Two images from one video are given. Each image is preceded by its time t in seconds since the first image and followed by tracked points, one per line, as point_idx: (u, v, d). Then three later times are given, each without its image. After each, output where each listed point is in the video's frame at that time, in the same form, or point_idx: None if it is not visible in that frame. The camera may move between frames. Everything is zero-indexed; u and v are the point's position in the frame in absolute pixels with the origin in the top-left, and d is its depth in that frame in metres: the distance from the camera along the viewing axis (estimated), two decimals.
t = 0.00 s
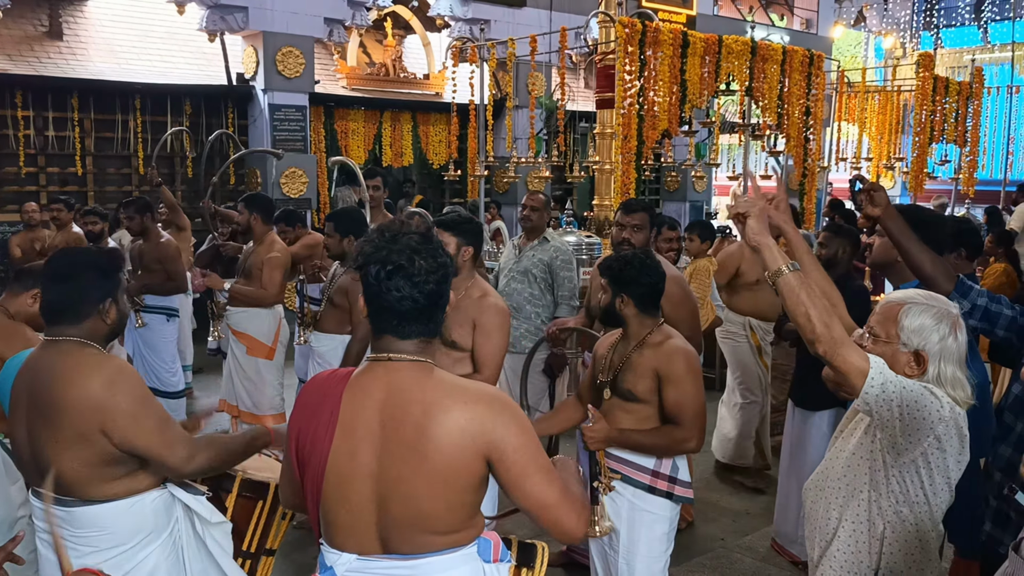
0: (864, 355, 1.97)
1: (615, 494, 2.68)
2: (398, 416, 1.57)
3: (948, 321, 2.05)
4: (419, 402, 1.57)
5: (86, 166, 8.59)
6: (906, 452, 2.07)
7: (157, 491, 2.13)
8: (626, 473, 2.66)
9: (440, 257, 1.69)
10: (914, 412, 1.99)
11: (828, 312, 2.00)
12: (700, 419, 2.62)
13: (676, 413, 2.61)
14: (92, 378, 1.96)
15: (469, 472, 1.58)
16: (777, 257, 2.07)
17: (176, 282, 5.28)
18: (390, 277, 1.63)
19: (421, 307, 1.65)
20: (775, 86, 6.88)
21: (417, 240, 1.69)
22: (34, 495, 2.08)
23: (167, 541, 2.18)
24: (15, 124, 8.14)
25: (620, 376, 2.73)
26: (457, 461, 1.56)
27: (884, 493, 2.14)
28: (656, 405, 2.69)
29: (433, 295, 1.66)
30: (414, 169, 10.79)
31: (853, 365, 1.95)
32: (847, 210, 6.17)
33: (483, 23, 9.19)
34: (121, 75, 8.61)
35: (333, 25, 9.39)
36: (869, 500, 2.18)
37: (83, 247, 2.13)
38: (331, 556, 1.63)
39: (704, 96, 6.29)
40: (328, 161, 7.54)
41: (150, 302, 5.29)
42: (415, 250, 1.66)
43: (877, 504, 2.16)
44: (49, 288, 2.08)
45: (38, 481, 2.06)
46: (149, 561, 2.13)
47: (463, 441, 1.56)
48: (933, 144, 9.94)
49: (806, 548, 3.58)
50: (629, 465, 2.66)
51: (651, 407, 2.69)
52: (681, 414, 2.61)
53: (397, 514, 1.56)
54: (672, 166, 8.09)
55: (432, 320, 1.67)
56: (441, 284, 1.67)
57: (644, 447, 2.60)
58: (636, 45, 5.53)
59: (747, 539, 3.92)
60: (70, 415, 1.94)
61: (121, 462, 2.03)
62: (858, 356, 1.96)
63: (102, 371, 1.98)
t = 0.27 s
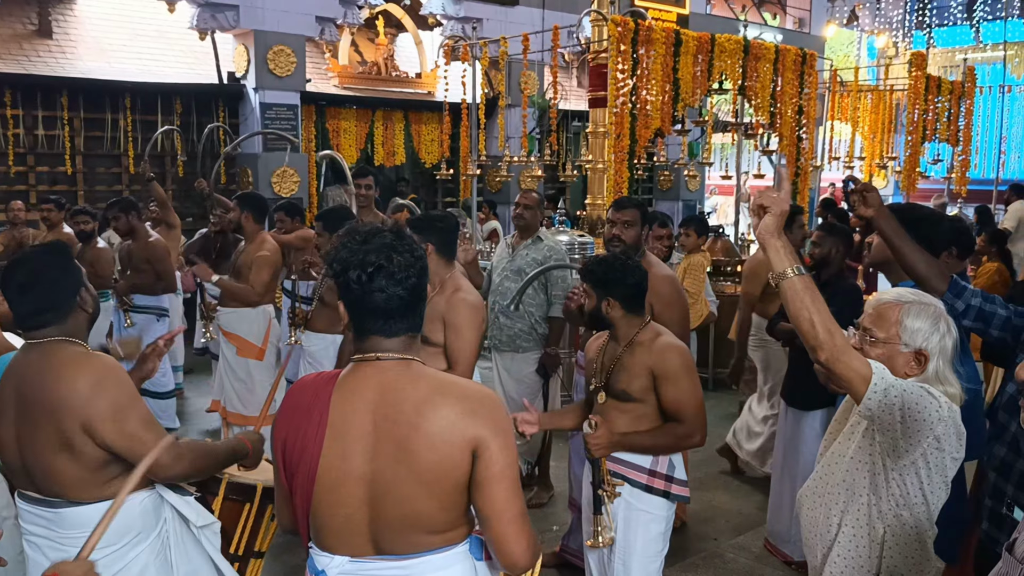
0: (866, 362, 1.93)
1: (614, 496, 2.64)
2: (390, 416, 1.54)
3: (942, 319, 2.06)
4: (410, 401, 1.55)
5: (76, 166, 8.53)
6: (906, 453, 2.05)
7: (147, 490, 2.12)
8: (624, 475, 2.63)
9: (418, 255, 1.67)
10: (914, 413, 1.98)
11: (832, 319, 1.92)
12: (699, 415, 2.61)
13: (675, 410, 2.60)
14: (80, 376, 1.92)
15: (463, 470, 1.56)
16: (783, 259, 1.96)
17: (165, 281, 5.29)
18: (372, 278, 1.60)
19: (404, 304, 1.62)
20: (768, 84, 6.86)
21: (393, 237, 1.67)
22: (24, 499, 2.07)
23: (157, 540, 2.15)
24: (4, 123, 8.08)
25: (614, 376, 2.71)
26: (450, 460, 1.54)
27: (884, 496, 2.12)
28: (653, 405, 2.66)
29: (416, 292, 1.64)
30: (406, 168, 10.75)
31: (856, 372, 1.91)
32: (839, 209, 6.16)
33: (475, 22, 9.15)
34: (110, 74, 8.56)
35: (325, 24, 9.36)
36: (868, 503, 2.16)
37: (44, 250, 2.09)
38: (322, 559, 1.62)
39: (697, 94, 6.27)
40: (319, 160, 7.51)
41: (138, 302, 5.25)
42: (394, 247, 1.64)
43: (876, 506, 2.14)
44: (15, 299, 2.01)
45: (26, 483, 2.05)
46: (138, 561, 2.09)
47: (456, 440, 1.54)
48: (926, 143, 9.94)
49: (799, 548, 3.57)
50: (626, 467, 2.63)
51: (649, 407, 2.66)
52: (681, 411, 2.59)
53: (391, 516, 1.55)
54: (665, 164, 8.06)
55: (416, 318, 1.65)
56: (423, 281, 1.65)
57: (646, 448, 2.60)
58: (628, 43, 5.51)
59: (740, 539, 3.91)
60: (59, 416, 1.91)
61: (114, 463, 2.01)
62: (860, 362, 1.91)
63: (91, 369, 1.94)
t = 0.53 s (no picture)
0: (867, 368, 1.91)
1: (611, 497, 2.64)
2: (373, 414, 1.53)
3: (937, 319, 2.05)
4: (392, 399, 1.54)
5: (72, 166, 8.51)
6: (904, 456, 2.04)
7: (130, 494, 2.08)
8: (620, 475, 2.63)
9: (403, 252, 1.66)
10: (910, 416, 1.97)
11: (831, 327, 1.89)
12: (694, 414, 2.58)
13: (671, 409, 2.58)
14: (66, 377, 1.92)
15: (448, 468, 1.55)
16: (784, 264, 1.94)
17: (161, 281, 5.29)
18: (355, 274, 1.59)
19: (388, 302, 1.61)
20: (765, 84, 6.86)
21: (376, 234, 1.66)
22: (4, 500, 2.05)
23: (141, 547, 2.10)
24: None
25: (609, 375, 2.70)
26: (436, 458, 1.53)
27: (881, 499, 2.11)
28: (649, 404, 2.65)
29: (399, 290, 1.63)
30: (403, 168, 10.74)
31: (854, 379, 1.90)
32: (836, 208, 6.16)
33: (473, 22, 9.15)
34: (106, 73, 8.54)
35: (322, 23, 9.35)
36: (865, 505, 2.15)
37: (42, 246, 2.09)
38: (304, 559, 1.58)
39: (694, 94, 6.26)
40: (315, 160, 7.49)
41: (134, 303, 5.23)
42: (376, 245, 1.64)
43: (873, 509, 2.13)
44: (6, 296, 2.01)
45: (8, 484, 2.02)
46: (121, 566, 2.04)
47: (441, 438, 1.53)
48: (923, 142, 9.95)
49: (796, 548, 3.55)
50: (622, 467, 2.63)
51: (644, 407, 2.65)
52: (677, 412, 2.57)
53: (374, 514, 1.52)
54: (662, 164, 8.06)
55: (400, 316, 1.65)
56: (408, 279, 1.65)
57: (640, 449, 2.59)
58: (626, 42, 5.49)
59: (737, 539, 3.89)
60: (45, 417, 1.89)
61: (95, 465, 2.00)
62: (860, 370, 1.90)
63: (74, 370, 1.94)
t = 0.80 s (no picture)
0: (849, 369, 1.93)
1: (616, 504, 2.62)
2: (359, 412, 1.52)
3: (931, 324, 2.03)
4: (379, 398, 1.53)
5: (66, 166, 8.50)
6: (894, 459, 2.04)
7: (127, 504, 2.09)
8: (621, 481, 2.61)
9: (391, 254, 1.67)
10: (898, 420, 1.96)
11: (813, 329, 1.90)
12: (697, 420, 2.58)
13: (673, 413, 2.57)
14: (70, 377, 1.93)
15: (433, 467, 1.54)
16: (766, 269, 1.97)
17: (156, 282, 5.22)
18: (341, 278, 1.59)
19: (375, 301, 1.61)
20: (760, 85, 6.86)
21: (365, 235, 1.67)
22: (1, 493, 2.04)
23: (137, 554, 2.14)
24: None
25: (610, 380, 2.69)
26: (420, 457, 1.52)
27: (872, 501, 2.10)
28: (651, 408, 2.64)
29: (388, 290, 1.64)
30: (399, 168, 10.73)
31: (837, 383, 1.90)
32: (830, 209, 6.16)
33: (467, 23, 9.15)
34: (100, 73, 8.53)
35: (317, 23, 9.34)
36: (857, 508, 2.14)
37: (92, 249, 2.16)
38: (288, 559, 1.57)
39: (690, 95, 6.25)
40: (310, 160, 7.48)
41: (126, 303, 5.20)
42: (364, 245, 1.64)
43: (864, 512, 2.12)
44: (44, 285, 2.07)
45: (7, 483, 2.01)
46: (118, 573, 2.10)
47: (426, 438, 1.52)
48: (918, 143, 9.95)
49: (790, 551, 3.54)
50: (623, 473, 2.61)
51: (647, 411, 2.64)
52: (680, 414, 2.57)
53: (357, 514, 1.50)
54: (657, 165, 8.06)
55: (389, 316, 1.64)
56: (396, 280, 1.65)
57: (645, 455, 2.56)
58: (621, 43, 5.48)
59: (731, 542, 3.89)
60: (51, 416, 1.89)
61: (99, 469, 2.02)
62: (842, 372, 1.90)
63: (81, 372, 1.95)
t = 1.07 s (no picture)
0: (837, 366, 1.94)
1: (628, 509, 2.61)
2: (360, 405, 1.53)
3: (928, 326, 2.02)
4: (381, 392, 1.54)
5: (60, 166, 8.46)
6: (884, 460, 2.03)
7: (162, 507, 2.18)
8: (629, 487, 2.59)
9: (403, 255, 1.70)
10: (890, 420, 1.95)
11: (795, 325, 1.96)
12: (706, 424, 2.59)
13: (683, 419, 2.58)
14: (131, 381, 2.02)
15: (431, 462, 1.55)
16: (743, 269, 2.04)
17: (154, 283, 5.34)
18: (358, 271, 1.61)
19: (388, 300, 1.63)
20: (757, 85, 6.85)
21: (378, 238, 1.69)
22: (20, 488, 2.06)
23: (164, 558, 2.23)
24: None
25: (619, 385, 2.67)
26: (418, 452, 1.53)
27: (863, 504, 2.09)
28: (659, 414, 2.65)
29: (400, 290, 1.66)
30: (394, 168, 10.69)
31: (824, 378, 1.92)
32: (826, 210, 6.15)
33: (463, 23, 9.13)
34: (95, 73, 8.52)
35: (312, 23, 9.32)
36: (848, 509, 2.13)
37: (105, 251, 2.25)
38: (273, 558, 1.54)
39: (686, 94, 6.24)
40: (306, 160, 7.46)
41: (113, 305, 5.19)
42: (377, 246, 1.66)
43: (855, 513, 2.11)
44: (73, 294, 2.15)
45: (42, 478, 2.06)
46: None
47: (423, 433, 1.53)
48: (914, 143, 9.94)
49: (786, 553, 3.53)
50: (632, 479, 2.59)
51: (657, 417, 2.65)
52: (689, 420, 2.58)
53: (347, 510, 1.49)
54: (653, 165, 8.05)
55: (397, 315, 1.65)
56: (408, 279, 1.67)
57: (655, 461, 2.55)
58: (616, 43, 5.49)
59: (727, 543, 3.88)
60: (113, 415, 1.99)
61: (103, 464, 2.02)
62: (830, 369, 1.92)
63: (143, 373, 2.04)
